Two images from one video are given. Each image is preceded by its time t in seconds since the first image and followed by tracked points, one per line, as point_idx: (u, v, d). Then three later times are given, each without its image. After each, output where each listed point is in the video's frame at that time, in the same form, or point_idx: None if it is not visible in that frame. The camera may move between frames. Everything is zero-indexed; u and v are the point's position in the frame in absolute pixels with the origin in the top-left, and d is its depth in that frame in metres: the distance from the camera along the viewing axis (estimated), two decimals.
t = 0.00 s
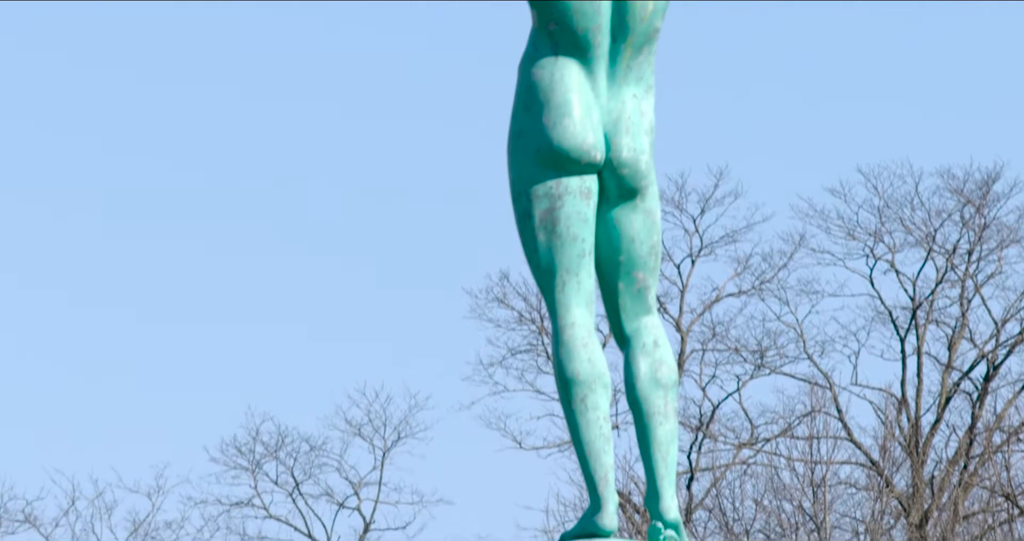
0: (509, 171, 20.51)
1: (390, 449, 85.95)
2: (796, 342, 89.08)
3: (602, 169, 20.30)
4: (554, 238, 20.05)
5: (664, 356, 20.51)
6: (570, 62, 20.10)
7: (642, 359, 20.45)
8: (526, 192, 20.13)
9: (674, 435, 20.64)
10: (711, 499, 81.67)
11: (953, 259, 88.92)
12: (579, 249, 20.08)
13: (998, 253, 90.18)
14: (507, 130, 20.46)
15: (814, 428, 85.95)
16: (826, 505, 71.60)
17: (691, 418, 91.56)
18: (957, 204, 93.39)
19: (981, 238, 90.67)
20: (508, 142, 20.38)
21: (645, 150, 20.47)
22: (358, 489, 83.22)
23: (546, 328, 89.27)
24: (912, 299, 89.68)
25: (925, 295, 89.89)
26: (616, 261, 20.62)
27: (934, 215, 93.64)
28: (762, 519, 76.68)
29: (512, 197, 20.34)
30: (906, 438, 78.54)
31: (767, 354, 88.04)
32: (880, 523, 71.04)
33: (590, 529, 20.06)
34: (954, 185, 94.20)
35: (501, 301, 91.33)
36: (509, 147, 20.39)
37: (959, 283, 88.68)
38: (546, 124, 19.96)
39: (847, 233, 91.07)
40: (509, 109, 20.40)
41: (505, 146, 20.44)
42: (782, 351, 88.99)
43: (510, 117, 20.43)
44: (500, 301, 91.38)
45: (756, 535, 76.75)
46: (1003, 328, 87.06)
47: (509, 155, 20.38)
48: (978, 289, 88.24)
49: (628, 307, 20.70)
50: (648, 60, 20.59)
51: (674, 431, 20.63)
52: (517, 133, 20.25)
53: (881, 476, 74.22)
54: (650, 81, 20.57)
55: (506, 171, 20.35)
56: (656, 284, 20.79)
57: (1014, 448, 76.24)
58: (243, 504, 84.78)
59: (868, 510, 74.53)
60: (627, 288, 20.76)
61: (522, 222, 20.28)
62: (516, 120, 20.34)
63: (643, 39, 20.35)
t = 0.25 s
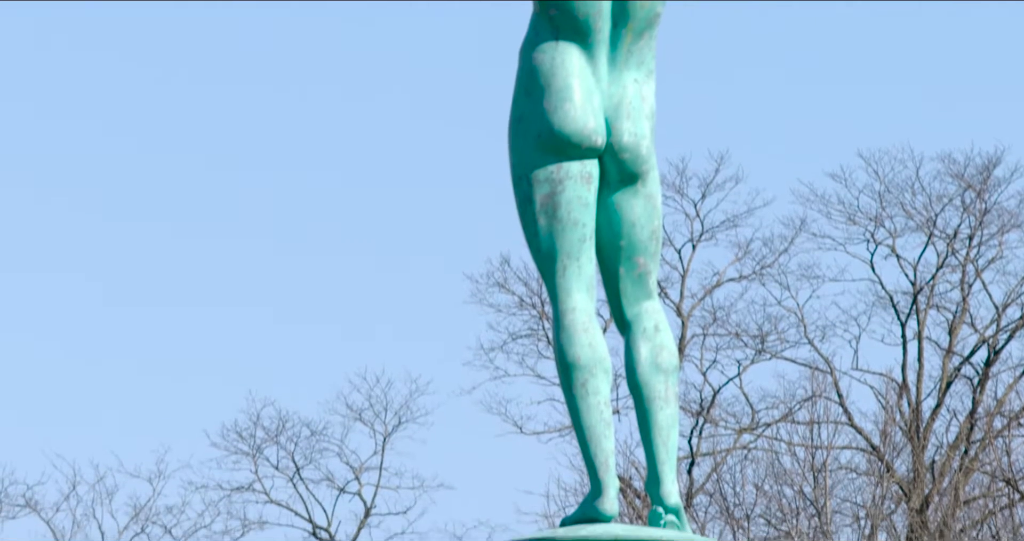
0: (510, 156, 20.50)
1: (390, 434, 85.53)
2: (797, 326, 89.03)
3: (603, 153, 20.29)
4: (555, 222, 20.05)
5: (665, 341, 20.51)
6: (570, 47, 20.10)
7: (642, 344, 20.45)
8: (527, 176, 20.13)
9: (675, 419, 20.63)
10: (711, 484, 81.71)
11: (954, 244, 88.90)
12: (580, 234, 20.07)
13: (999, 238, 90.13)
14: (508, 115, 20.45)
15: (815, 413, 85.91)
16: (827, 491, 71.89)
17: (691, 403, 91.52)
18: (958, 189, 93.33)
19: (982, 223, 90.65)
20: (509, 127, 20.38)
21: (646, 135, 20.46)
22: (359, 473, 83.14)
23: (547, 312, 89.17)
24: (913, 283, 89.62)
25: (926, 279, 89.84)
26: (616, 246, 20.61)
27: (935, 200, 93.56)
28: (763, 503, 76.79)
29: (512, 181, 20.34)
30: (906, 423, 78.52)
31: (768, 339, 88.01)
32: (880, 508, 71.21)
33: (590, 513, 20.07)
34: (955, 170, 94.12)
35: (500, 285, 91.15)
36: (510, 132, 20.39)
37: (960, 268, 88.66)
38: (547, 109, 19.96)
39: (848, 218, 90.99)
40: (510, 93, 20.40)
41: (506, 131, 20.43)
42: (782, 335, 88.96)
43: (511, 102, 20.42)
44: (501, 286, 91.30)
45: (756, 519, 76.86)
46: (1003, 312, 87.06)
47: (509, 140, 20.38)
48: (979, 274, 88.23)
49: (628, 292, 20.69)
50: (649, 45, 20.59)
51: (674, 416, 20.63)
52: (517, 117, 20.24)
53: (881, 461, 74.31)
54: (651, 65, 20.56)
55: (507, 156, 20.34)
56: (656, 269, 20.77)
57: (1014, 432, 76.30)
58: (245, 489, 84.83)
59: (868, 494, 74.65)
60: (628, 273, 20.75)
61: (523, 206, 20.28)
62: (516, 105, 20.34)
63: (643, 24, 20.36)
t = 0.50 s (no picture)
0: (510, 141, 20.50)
1: (391, 418, 85.37)
2: (797, 311, 89.01)
3: (603, 138, 20.28)
4: (555, 208, 20.04)
5: (665, 326, 20.51)
6: (571, 31, 20.09)
7: (643, 329, 20.45)
8: (527, 161, 20.12)
9: (675, 404, 20.64)
10: (711, 469, 81.75)
11: (954, 229, 88.81)
12: (580, 219, 20.06)
13: (1000, 223, 90.05)
14: (508, 100, 20.45)
15: (815, 398, 85.93)
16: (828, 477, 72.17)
17: (691, 388, 91.37)
18: (958, 174, 93.25)
19: (982, 208, 90.59)
20: (510, 112, 20.37)
21: (646, 121, 20.46)
22: (360, 458, 83.04)
23: (547, 297, 89.12)
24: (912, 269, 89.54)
25: (926, 264, 89.75)
26: (616, 230, 20.61)
27: (935, 185, 93.43)
28: (762, 488, 76.80)
29: (512, 167, 20.33)
30: (907, 408, 78.53)
31: (768, 324, 87.99)
32: (879, 493, 71.35)
33: (589, 498, 20.09)
34: (955, 156, 94.03)
35: (500, 271, 90.91)
36: (511, 116, 20.37)
37: (961, 253, 88.56)
38: (547, 94, 19.96)
39: (848, 203, 90.87)
40: (510, 78, 20.38)
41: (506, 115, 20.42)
42: (782, 321, 88.97)
43: (512, 87, 20.42)
44: (501, 270, 91.24)
45: (756, 504, 76.99)
46: (1003, 297, 86.95)
47: (510, 125, 20.37)
48: (979, 259, 88.14)
49: (628, 277, 20.68)
50: (648, 29, 20.57)
51: (674, 402, 20.63)
52: (518, 102, 20.24)
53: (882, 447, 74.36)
54: (651, 50, 20.55)
55: (507, 141, 20.34)
56: (656, 254, 20.76)
57: (1014, 417, 76.33)
58: (245, 473, 84.67)
59: (868, 479, 74.72)
60: (628, 258, 20.73)
61: (523, 191, 20.27)
62: (517, 89, 20.32)
63: (643, 9, 20.37)
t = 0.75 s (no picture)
0: (510, 127, 20.50)
1: (391, 402, 85.84)
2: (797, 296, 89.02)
3: (603, 124, 20.27)
4: (555, 193, 20.03)
5: (665, 311, 20.51)
6: (571, 16, 20.07)
7: (643, 314, 20.45)
8: (527, 146, 20.12)
9: (675, 390, 20.64)
10: (712, 454, 81.77)
11: (954, 214, 88.80)
12: (580, 205, 20.05)
13: (999, 208, 90.02)
14: (508, 85, 20.45)
15: (815, 383, 85.95)
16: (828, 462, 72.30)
17: (691, 373, 91.37)
18: (958, 160, 93.20)
19: (982, 193, 90.52)
20: (510, 97, 20.36)
21: (645, 106, 20.44)
22: (360, 444, 83.07)
23: (547, 282, 89.01)
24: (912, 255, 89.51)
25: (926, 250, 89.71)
26: (616, 216, 20.60)
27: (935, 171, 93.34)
28: (762, 474, 76.87)
29: (512, 152, 20.33)
30: (907, 394, 78.59)
31: (768, 309, 87.99)
32: (880, 478, 71.42)
33: (590, 483, 20.11)
34: (955, 142, 93.98)
35: (500, 257, 90.88)
36: (511, 102, 20.37)
37: (961, 238, 88.54)
38: (547, 79, 19.95)
39: (847, 189, 90.80)
40: (510, 63, 20.37)
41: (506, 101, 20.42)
42: (782, 306, 88.97)
43: (511, 73, 20.43)
44: (501, 256, 91.22)
45: (756, 489, 77.11)
46: (1003, 283, 86.97)
47: (510, 111, 20.36)
48: (978, 245, 88.14)
49: (628, 262, 20.67)
50: (648, 15, 20.55)
51: (674, 387, 20.63)
52: (518, 88, 20.23)
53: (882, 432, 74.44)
54: (651, 35, 20.53)
55: (507, 126, 20.33)
56: (657, 239, 20.75)
57: (1014, 403, 76.35)
58: (245, 460, 84.70)
59: (868, 465, 74.77)
60: (628, 244, 20.73)
61: (523, 176, 20.27)
62: (517, 74, 20.32)
63: None
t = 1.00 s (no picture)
0: (511, 113, 20.49)
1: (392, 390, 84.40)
2: (797, 284, 88.99)
3: (603, 111, 20.26)
4: (555, 180, 20.03)
5: (666, 299, 20.50)
6: (571, 4, 20.06)
7: (643, 302, 20.45)
8: (527, 134, 20.12)
9: (675, 378, 20.63)
10: (712, 442, 81.79)
11: (954, 202, 88.78)
12: (580, 192, 20.04)
13: (1000, 196, 89.98)
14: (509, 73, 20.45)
15: (815, 370, 85.96)
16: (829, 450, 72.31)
17: (692, 361, 91.35)
18: (959, 147, 93.11)
19: (983, 180, 90.45)
20: (510, 85, 20.36)
21: (646, 93, 20.43)
22: (360, 432, 83.00)
23: (547, 270, 88.88)
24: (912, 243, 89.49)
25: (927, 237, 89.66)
26: (616, 203, 20.59)
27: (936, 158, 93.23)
28: (763, 461, 76.93)
29: (513, 140, 20.32)
30: (907, 381, 78.65)
31: (768, 296, 87.93)
32: (880, 466, 71.49)
33: (590, 471, 20.11)
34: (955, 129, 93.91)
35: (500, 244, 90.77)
36: (511, 89, 20.36)
37: (962, 226, 88.49)
38: (547, 67, 19.95)
39: (848, 176, 90.63)
40: (510, 51, 20.37)
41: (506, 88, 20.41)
42: (782, 293, 88.94)
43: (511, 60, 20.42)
44: (501, 243, 91.08)
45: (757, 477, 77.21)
46: (1004, 270, 86.98)
47: (510, 98, 20.35)
48: (978, 233, 88.13)
49: (629, 250, 20.67)
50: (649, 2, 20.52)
51: (675, 374, 20.61)
52: (518, 75, 20.22)
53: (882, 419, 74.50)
54: (651, 23, 20.51)
55: (507, 114, 20.32)
56: (657, 227, 20.74)
57: (1014, 391, 76.40)
58: (246, 448, 84.68)
59: (868, 453, 74.82)
60: (628, 232, 20.72)
61: (523, 164, 20.27)
62: (517, 62, 20.31)
63: None
